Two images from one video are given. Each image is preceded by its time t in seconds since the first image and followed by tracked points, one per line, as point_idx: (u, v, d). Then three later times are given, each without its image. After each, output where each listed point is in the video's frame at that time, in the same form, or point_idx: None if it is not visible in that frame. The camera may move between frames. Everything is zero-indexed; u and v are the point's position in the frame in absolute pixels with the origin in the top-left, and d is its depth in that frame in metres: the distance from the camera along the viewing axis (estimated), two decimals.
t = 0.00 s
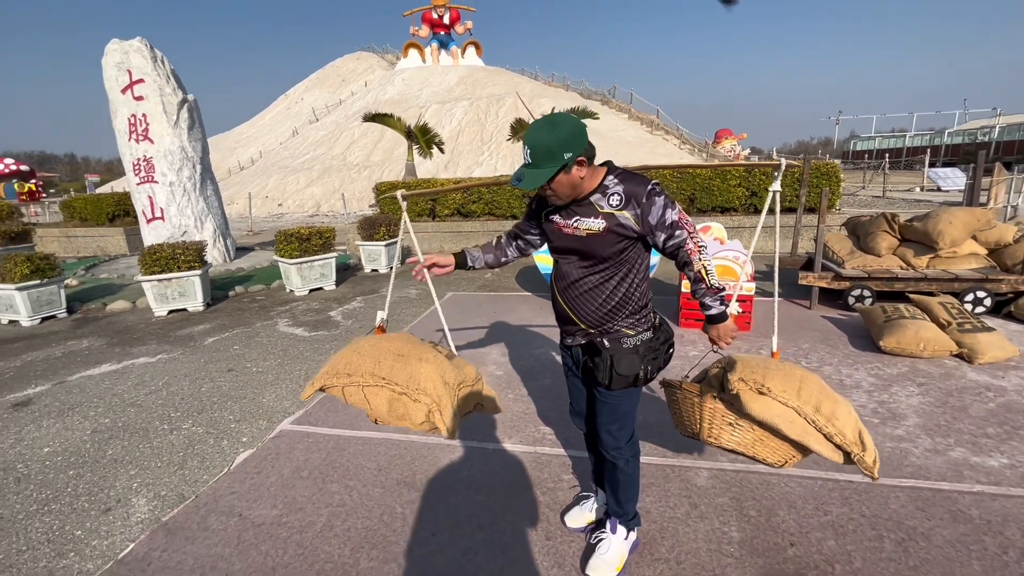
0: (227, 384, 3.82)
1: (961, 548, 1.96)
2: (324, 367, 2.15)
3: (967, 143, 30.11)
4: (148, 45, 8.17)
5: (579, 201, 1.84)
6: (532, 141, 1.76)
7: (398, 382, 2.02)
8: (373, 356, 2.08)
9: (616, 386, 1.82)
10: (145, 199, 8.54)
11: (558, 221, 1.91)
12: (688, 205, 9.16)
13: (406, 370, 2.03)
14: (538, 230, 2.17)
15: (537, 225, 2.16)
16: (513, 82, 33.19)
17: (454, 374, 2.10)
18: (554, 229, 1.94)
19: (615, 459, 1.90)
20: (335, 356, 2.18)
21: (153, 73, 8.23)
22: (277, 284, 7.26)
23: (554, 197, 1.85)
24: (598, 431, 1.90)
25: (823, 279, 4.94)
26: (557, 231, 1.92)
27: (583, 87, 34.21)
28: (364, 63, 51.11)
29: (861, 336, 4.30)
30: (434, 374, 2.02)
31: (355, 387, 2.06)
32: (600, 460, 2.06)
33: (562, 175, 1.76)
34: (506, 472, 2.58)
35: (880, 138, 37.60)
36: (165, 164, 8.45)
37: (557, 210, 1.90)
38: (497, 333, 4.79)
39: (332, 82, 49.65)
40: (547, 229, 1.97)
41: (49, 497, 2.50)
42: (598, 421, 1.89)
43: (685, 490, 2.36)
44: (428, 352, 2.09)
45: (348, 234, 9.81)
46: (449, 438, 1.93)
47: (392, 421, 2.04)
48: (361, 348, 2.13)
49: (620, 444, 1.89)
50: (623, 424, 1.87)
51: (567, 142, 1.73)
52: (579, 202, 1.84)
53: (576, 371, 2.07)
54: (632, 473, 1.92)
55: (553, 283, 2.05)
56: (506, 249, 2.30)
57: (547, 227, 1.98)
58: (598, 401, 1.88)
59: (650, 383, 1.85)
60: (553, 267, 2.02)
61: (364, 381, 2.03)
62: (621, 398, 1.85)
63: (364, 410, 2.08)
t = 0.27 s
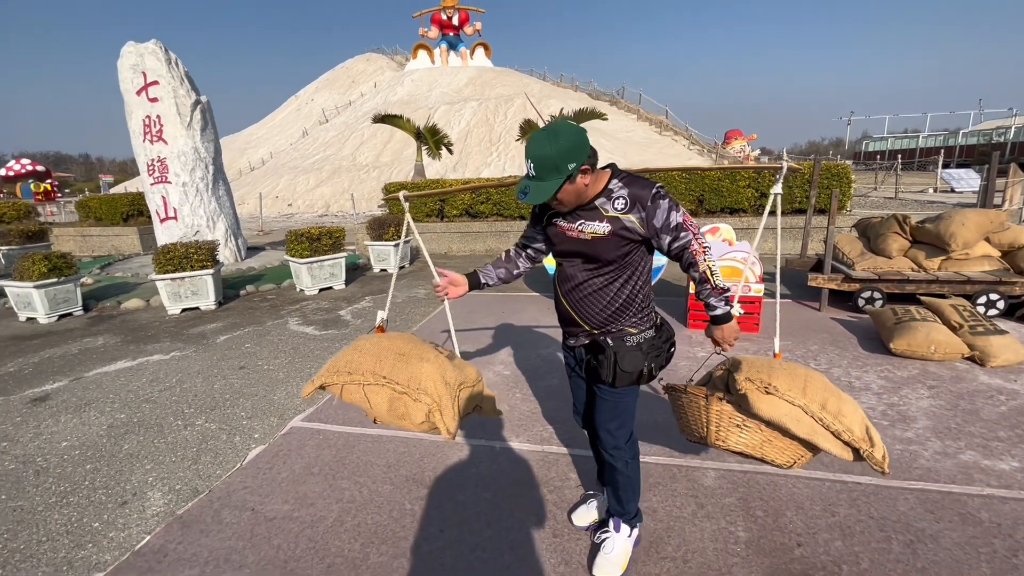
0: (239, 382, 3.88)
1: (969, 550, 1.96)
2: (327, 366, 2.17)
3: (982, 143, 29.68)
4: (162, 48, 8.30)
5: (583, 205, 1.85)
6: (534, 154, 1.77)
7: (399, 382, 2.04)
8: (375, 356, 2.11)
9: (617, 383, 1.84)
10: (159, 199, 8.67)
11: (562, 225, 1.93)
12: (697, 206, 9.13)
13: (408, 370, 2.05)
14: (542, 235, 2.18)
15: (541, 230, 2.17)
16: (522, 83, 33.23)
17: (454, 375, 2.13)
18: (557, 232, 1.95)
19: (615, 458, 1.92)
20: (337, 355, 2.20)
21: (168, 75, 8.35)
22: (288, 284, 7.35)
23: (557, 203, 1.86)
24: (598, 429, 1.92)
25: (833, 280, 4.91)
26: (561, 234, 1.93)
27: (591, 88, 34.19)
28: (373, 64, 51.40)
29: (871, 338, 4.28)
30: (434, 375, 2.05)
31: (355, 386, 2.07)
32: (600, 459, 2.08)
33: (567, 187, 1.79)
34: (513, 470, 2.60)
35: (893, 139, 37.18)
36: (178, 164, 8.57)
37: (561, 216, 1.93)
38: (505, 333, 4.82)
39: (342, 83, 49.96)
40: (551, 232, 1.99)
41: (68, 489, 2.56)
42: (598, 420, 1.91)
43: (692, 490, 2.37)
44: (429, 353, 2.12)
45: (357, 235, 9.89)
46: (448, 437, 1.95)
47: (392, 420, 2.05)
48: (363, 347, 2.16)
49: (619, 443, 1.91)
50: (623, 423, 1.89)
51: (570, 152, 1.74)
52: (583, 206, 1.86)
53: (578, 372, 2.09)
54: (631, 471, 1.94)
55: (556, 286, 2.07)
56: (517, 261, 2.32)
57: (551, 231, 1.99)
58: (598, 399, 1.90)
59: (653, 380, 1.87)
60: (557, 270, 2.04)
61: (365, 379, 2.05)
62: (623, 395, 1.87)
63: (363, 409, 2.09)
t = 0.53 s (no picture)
0: (251, 378, 3.93)
1: (983, 551, 1.94)
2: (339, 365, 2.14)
3: (998, 142, 29.22)
4: (176, 49, 8.40)
5: (589, 206, 1.85)
6: (535, 163, 1.74)
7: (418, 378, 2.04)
8: (390, 354, 2.10)
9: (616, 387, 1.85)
10: (172, 199, 8.78)
11: (567, 225, 1.92)
12: (706, 205, 9.09)
13: (426, 366, 2.05)
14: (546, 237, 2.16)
15: (545, 229, 2.15)
16: (530, 82, 33.23)
17: (470, 370, 2.16)
18: (561, 232, 1.95)
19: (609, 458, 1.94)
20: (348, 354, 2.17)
21: (181, 77, 8.46)
22: (298, 282, 7.42)
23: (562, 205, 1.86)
24: (597, 430, 1.94)
25: (844, 280, 4.87)
26: (565, 234, 1.93)
27: (600, 88, 34.11)
28: (383, 65, 51.63)
29: (883, 339, 4.24)
30: (453, 369, 2.07)
31: (373, 385, 2.04)
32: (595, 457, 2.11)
33: (572, 194, 1.79)
34: (523, 467, 2.62)
35: (906, 138, 36.71)
36: (192, 164, 8.68)
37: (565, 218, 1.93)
38: (514, 332, 4.84)
39: (351, 83, 50.25)
40: (555, 233, 1.98)
41: (86, 482, 2.61)
42: (596, 420, 1.92)
43: (701, 489, 2.37)
44: (445, 349, 2.13)
45: (367, 234, 9.96)
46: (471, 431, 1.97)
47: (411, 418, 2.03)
48: (377, 345, 2.14)
49: (616, 444, 1.94)
50: (619, 423, 1.91)
51: (572, 159, 1.72)
52: (589, 207, 1.86)
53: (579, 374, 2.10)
54: (621, 472, 1.96)
55: (558, 287, 2.06)
56: (520, 258, 2.30)
57: (555, 231, 1.98)
58: (599, 399, 1.91)
59: (656, 384, 1.90)
60: (560, 270, 2.03)
61: (384, 377, 2.03)
62: (625, 397, 1.89)
63: (380, 409, 2.06)
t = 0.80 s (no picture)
0: (264, 375, 3.98)
1: (998, 551, 1.93)
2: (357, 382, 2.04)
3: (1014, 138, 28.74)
4: (189, 50, 8.50)
5: (597, 204, 1.85)
6: (543, 158, 1.74)
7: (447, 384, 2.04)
8: (414, 362, 2.06)
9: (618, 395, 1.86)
10: (185, 198, 8.89)
11: (571, 223, 1.93)
12: (716, 203, 9.04)
13: (453, 371, 2.05)
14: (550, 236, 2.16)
15: (547, 228, 2.16)
16: (539, 81, 33.19)
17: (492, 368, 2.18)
18: (566, 230, 1.95)
19: (615, 463, 1.96)
20: (362, 367, 2.08)
21: (194, 77, 8.56)
22: (309, 281, 7.49)
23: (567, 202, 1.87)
24: (603, 437, 1.95)
25: (856, 279, 4.84)
26: (570, 232, 1.93)
27: (609, 86, 34.01)
28: (391, 64, 51.78)
29: (896, 337, 4.20)
30: (479, 371, 2.08)
31: (403, 397, 2.01)
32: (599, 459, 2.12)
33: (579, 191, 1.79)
34: (534, 464, 2.64)
35: (919, 135, 36.21)
36: (204, 164, 8.78)
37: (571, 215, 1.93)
38: (523, 330, 4.85)
39: (360, 83, 50.49)
40: (560, 230, 1.98)
41: (105, 476, 2.66)
42: (602, 428, 1.94)
43: (712, 486, 2.37)
44: (466, 349, 2.14)
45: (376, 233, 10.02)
46: (510, 429, 2.04)
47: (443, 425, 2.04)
48: (394, 354, 2.08)
49: (624, 448, 1.95)
50: (624, 430, 1.92)
51: (581, 153, 1.72)
52: (596, 205, 1.85)
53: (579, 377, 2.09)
54: (628, 474, 1.97)
55: (562, 287, 2.06)
56: (522, 257, 2.30)
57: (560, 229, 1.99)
58: (604, 407, 1.92)
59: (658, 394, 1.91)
60: (564, 268, 2.03)
61: (413, 389, 2.00)
62: (629, 405, 1.90)
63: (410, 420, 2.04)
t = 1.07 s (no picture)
0: (278, 372, 4.04)
1: (1013, 550, 1.91)
2: (379, 385, 1.97)
3: None
4: (201, 50, 8.59)
5: (601, 202, 1.82)
6: (546, 149, 1.72)
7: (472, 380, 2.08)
8: (437, 361, 2.08)
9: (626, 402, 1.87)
10: (198, 197, 8.99)
11: (575, 223, 1.89)
12: (727, 200, 8.98)
13: (475, 367, 2.11)
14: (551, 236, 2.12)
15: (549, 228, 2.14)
16: (547, 78, 33.10)
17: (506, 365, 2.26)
18: (570, 230, 1.91)
19: (624, 465, 1.96)
20: (379, 371, 2.03)
21: (206, 77, 8.65)
22: (320, 278, 7.56)
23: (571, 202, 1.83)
24: (613, 441, 1.95)
25: (869, 276, 4.78)
26: (574, 232, 1.89)
27: (617, 82, 33.84)
28: (400, 62, 51.86)
29: (910, 335, 4.16)
30: (498, 366, 2.16)
31: (430, 395, 2.00)
32: (608, 456, 2.12)
33: (582, 187, 1.75)
34: (545, 460, 2.65)
35: (934, 130, 35.66)
36: (216, 163, 8.87)
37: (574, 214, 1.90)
38: (533, 327, 4.87)
39: (369, 81, 50.67)
40: (564, 231, 1.94)
41: (125, 469, 2.72)
42: (612, 432, 1.94)
43: (723, 484, 2.38)
44: (482, 344, 2.22)
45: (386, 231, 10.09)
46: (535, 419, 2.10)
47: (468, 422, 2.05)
48: (414, 354, 2.10)
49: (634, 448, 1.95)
50: (633, 433, 1.92)
51: (586, 146, 1.69)
52: (601, 203, 1.82)
53: (582, 375, 2.02)
54: (638, 472, 1.98)
55: (565, 289, 2.02)
56: (523, 258, 2.28)
57: (563, 229, 1.94)
58: (613, 412, 1.93)
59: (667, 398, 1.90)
60: (567, 269, 1.99)
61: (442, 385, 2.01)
62: (640, 409, 1.90)
63: (435, 420, 2.02)
